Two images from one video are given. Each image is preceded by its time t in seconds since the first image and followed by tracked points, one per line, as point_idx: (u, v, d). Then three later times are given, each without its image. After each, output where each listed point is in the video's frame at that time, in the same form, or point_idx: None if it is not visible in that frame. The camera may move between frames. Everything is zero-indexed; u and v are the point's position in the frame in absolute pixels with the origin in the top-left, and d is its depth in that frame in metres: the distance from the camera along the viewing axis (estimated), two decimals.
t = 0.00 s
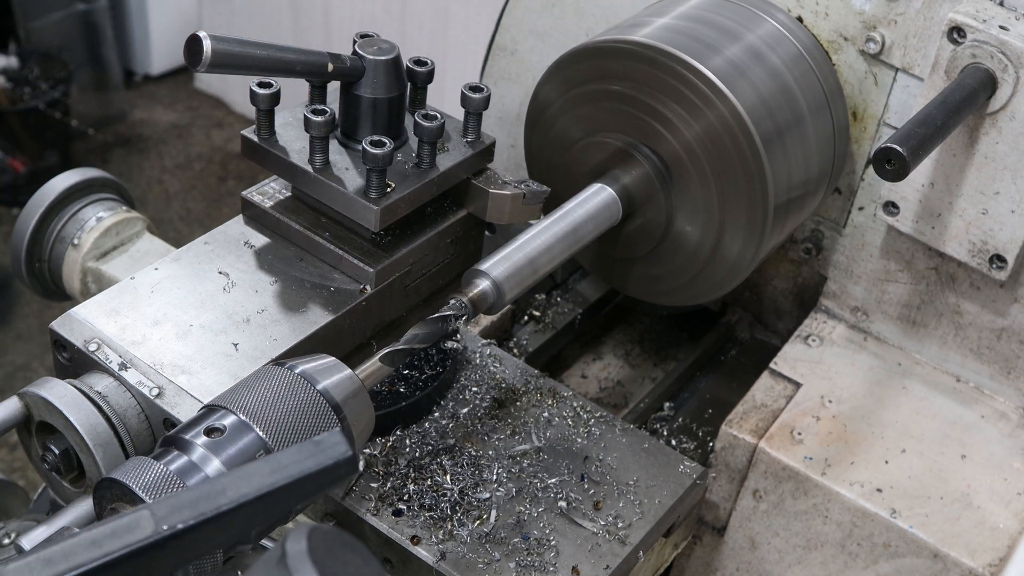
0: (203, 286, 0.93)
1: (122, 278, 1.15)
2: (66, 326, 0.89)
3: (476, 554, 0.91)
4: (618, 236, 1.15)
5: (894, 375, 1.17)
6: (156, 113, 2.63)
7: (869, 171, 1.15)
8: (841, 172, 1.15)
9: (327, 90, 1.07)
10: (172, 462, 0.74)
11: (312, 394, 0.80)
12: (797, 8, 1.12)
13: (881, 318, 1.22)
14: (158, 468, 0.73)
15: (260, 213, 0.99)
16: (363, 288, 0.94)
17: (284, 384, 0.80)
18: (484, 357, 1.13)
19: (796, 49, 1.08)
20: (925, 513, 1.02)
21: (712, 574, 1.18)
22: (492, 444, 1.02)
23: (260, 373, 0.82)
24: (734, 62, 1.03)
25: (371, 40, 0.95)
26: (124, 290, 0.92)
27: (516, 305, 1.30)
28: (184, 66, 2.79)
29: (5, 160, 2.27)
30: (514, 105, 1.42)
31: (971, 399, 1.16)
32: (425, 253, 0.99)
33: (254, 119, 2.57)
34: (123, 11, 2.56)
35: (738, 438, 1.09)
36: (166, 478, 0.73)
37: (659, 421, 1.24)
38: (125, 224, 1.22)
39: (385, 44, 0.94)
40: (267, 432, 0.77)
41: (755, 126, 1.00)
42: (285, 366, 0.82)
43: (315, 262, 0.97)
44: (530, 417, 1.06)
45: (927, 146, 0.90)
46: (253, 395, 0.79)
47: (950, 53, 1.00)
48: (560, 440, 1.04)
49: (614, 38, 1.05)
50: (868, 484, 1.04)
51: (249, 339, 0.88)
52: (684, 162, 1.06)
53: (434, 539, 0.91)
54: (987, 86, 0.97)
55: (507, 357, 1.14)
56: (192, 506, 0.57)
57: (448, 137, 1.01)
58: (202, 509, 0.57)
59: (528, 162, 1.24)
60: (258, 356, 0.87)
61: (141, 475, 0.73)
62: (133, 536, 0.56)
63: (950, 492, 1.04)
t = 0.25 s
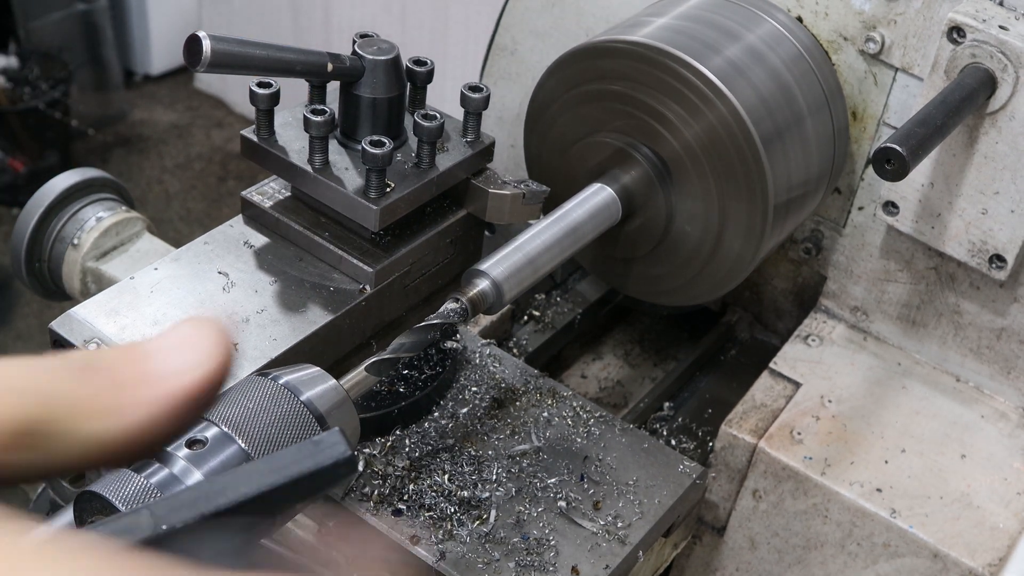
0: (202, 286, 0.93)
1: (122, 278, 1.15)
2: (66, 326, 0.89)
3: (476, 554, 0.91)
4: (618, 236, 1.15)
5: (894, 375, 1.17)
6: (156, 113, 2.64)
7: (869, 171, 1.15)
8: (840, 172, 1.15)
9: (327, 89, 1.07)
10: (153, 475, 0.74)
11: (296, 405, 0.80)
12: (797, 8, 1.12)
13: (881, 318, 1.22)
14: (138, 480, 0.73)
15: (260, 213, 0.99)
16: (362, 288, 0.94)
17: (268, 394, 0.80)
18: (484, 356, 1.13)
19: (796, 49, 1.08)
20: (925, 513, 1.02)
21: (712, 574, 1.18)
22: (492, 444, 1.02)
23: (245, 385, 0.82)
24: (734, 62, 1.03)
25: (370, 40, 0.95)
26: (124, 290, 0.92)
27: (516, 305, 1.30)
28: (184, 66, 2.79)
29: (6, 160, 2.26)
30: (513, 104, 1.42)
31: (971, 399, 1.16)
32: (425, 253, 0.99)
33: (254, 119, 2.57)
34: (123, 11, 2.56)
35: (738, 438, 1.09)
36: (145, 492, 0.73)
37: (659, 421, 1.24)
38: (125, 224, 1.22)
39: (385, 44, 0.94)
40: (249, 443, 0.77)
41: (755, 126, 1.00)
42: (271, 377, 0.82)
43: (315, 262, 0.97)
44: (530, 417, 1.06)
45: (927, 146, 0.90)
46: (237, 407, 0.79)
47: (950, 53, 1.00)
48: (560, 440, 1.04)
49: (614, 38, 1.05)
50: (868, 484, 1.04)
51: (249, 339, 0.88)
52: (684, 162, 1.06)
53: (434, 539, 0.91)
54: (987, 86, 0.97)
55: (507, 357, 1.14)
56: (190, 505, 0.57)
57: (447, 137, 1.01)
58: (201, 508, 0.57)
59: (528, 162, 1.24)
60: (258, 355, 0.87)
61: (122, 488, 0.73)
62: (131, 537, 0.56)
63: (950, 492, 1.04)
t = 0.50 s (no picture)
0: (202, 286, 0.93)
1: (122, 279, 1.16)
2: (66, 326, 0.89)
3: (477, 554, 0.91)
4: (618, 236, 1.15)
5: (894, 375, 1.17)
6: (155, 113, 2.64)
7: (869, 171, 1.15)
8: (840, 172, 1.15)
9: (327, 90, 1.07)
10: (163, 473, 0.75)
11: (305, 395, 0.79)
12: (797, 8, 1.12)
13: (881, 318, 1.22)
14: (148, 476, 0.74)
15: (260, 213, 0.99)
16: (362, 288, 0.94)
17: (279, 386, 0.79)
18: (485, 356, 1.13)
19: (796, 49, 1.08)
20: (925, 512, 1.02)
21: (712, 573, 1.18)
22: (492, 444, 1.02)
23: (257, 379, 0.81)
24: (734, 62, 1.03)
25: (371, 40, 0.95)
26: (124, 290, 0.92)
27: (516, 305, 1.30)
28: (184, 66, 2.79)
29: (5, 160, 2.27)
30: (513, 104, 1.42)
31: (971, 399, 1.16)
32: (425, 253, 0.99)
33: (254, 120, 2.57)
34: (123, 11, 2.56)
35: (738, 438, 1.09)
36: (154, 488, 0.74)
37: (659, 421, 1.24)
38: (124, 224, 1.22)
39: (385, 44, 0.94)
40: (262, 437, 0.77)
41: (755, 126, 1.00)
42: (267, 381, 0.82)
43: (315, 262, 0.97)
44: (530, 417, 1.06)
45: (927, 146, 0.90)
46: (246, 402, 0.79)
47: (950, 53, 1.00)
48: (560, 440, 1.04)
49: (614, 38, 1.05)
50: (868, 484, 1.04)
51: (249, 339, 0.88)
52: (684, 162, 1.06)
53: (434, 539, 0.92)
54: (987, 86, 0.97)
55: (507, 357, 1.14)
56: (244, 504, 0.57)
57: (447, 137, 1.01)
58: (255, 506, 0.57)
59: (528, 162, 1.24)
60: (258, 356, 0.87)
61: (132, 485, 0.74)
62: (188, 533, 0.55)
63: (949, 492, 1.04)
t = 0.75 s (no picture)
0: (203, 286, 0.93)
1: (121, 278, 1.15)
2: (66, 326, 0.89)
3: (477, 554, 0.91)
4: (618, 236, 1.15)
5: (894, 374, 1.17)
6: (155, 113, 2.64)
7: (869, 171, 1.15)
8: (840, 172, 1.15)
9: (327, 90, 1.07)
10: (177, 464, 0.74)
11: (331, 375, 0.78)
12: (797, 8, 1.12)
13: (881, 318, 1.22)
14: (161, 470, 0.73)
15: (260, 213, 0.99)
16: (362, 288, 0.94)
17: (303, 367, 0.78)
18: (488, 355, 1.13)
19: (796, 49, 1.08)
20: (925, 512, 1.02)
21: (711, 573, 1.18)
22: (492, 444, 1.02)
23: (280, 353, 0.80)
24: (734, 62, 1.03)
25: (371, 40, 0.95)
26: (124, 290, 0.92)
27: (516, 305, 1.30)
28: (184, 66, 2.79)
29: (5, 160, 2.24)
30: (513, 105, 1.42)
31: (971, 399, 1.16)
32: (425, 254, 0.99)
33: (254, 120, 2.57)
34: (123, 11, 2.56)
35: (738, 438, 1.09)
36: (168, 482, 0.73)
37: (659, 421, 1.24)
38: (125, 224, 1.22)
39: (385, 44, 0.94)
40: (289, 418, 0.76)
41: (755, 126, 1.00)
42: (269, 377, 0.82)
43: (314, 262, 0.97)
44: (530, 417, 1.06)
45: (927, 146, 0.90)
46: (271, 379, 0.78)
47: (950, 53, 1.00)
48: (560, 440, 1.04)
49: (614, 38, 1.05)
50: (868, 484, 1.04)
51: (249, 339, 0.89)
52: (684, 162, 1.06)
53: (434, 539, 0.91)
54: (987, 86, 0.97)
55: (507, 357, 1.14)
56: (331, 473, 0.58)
57: (447, 137, 1.01)
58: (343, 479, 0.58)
59: (528, 162, 1.24)
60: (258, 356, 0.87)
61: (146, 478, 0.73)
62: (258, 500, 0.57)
63: (949, 492, 1.04)
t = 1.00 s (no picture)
0: (203, 286, 0.93)
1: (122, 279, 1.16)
2: (66, 326, 0.89)
3: (477, 555, 0.91)
4: (618, 236, 1.15)
5: (894, 374, 1.17)
6: (155, 113, 2.64)
7: (869, 171, 1.15)
8: (840, 172, 1.15)
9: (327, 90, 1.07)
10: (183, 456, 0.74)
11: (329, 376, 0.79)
12: (797, 8, 1.12)
13: (881, 318, 1.22)
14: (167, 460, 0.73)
15: (260, 213, 0.99)
16: (362, 288, 0.94)
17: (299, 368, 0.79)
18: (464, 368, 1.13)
19: (796, 49, 1.08)
20: (925, 512, 1.02)
21: (711, 573, 1.18)
22: (492, 444, 1.02)
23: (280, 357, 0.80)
24: (734, 62, 1.03)
25: (370, 40, 0.95)
26: (124, 290, 0.92)
27: (516, 305, 1.30)
28: (183, 66, 2.79)
29: (5, 160, 2.26)
30: (514, 104, 1.42)
31: (971, 399, 1.16)
32: (425, 253, 0.99)
33: (254, 120, 2.57)
34: (123, 11, 2.56)
35: (738, 438, 1.09)
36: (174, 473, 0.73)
37: (658, 421, 1.24)
38: (125, 224, 1.22)
39: (385, 44, 0.94)
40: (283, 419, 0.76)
41: (755, 126, 1.00)
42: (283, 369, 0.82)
43: (314, 262, 0.97)
44: (530, 417, 1.06)
45: (927, 146, 0.90)
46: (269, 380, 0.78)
47: (950, 53, 1.00)
48: (560, 440, 1.04)
49: (614, 38, 1.05)
50: (868, 484, 1.04)
51: (249, 339, 0.88)
52: (683, 162, 1.06)
53: (434, 539, 0.92)
54: (987, 86, 0.97)
55: (507, 357, 1.14)
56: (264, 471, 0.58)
57: (448, 137, 1.01)
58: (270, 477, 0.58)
59: (528, 162, 1.24)
60: (258, 356, 0.87)
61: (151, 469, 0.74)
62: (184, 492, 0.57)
63: (950, 492, 1.04)
